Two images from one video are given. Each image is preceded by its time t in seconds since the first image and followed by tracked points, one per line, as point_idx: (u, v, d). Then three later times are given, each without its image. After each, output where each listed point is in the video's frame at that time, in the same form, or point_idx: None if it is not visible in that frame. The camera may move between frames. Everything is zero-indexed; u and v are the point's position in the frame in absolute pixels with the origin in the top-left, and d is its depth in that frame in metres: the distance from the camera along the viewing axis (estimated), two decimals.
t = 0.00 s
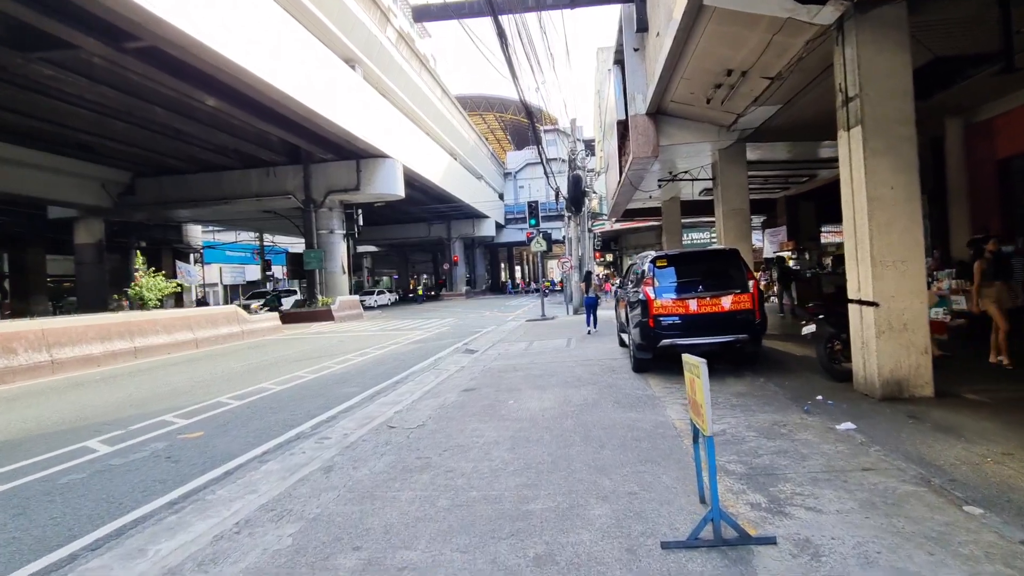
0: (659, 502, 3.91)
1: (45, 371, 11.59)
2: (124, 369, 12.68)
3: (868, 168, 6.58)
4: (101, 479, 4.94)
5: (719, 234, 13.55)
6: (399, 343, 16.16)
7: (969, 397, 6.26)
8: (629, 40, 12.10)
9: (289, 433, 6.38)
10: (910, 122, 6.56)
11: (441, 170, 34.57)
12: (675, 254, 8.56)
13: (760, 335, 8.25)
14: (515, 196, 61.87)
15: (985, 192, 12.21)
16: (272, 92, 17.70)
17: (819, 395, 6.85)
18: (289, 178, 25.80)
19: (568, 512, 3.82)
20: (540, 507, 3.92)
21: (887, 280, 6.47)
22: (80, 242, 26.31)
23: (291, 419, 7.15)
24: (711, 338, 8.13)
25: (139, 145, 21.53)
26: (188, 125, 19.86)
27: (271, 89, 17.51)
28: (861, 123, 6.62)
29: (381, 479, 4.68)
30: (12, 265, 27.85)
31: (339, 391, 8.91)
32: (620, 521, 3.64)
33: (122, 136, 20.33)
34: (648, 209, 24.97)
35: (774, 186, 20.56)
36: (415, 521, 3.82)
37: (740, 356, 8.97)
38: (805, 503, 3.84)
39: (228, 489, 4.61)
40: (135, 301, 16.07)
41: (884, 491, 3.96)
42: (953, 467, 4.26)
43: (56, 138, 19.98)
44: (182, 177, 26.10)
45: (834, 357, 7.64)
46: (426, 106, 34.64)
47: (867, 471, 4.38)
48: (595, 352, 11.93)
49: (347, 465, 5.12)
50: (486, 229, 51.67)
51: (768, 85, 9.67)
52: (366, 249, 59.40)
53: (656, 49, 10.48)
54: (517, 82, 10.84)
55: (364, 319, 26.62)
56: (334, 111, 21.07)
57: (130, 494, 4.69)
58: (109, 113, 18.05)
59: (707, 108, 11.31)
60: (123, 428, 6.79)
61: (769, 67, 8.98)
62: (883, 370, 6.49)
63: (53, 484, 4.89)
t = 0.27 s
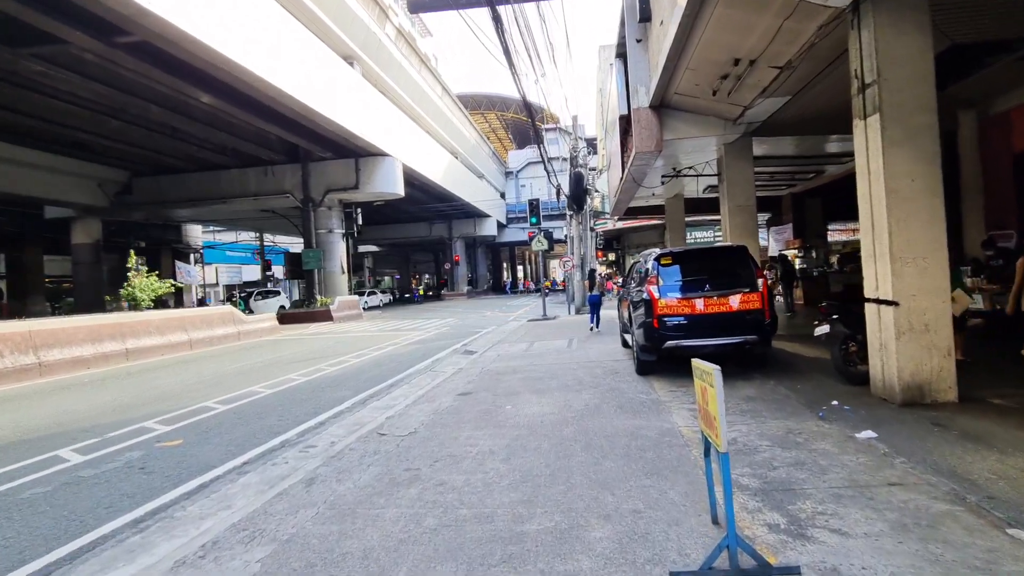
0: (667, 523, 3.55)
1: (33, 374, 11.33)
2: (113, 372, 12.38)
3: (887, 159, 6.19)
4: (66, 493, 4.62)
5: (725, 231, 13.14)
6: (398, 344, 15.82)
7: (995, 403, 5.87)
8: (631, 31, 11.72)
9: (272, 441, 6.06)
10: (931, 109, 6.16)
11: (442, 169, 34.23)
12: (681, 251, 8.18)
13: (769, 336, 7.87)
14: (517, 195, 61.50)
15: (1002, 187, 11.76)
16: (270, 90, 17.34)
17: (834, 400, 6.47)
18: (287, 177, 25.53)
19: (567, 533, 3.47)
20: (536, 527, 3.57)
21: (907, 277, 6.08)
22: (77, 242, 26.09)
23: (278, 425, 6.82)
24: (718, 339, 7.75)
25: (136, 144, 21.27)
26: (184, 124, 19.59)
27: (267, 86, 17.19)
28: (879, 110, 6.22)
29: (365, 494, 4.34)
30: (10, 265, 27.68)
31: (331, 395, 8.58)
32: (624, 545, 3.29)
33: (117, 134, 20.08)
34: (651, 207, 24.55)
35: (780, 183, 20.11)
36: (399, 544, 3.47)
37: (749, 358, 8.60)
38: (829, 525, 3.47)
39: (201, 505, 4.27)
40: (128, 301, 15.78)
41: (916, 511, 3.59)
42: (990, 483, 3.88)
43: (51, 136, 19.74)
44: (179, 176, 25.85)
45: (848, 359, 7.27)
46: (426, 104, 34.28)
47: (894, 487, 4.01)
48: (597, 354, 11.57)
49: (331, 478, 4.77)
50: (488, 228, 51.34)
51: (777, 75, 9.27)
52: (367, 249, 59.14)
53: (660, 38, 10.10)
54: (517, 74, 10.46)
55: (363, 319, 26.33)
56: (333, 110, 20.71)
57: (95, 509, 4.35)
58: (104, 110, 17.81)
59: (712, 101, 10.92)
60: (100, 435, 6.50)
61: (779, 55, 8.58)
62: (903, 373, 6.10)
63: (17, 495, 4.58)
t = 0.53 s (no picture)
0: (682, 555, 3.18)
1: (21, 377, 11.08)
2: (103, 375, 12.09)
3: (910, 154, 5.79)
4: (27, 512, 4.29)
5: (731, 230, 12.75)
6: (397, 346, 15.47)
7: None
8: (636, 23, 11.33)
9: (255, 453, 5.72)
10: (958, 100, 5.76)
11: (443, 168, 33.89)
12: (688, 251, 7.79)
13: (782, 340, 7.47)
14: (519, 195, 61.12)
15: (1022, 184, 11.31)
16: (268, 87, 16.99)
17: (853, 410, 6.08)
18: (286, 175, 25.20)
19: (569, 568, 3.09)
20: (534, 558, 3.21)
21: (932, 279, 5.70)
22: (76, 241, 25.90)
23: (264, 435, 6.46)
24: (728, 344, 7.36)
25: (133, 142, 21.01)
26: (181, 122, 19.30)
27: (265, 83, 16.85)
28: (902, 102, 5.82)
29: (350, 515, 3.98)
30: (9, 265, 27.55)
31: (323, 401, 8.23)
32: None
33: (113, 132, 19.80)
34: (655, 206, 24.13)
35: (787, 182, 19.64)
36: None
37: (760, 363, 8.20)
38: (865, 561, 3.08)
39: (170, 527, 3.92)
40: (121, 302, 15.44)
41: (960, 544, 3.21)
42: None
43: (47, 134, 19.53)
44: (177, 175, 25.63)
45: (865, 365, 6.90)
46: (427, 102, 33.90)
47: (930, 513, 3.62)
48: (600, 357, 11.19)
49: (313, 496, 4.41)
50: (490, 228, 50.97)
51: (790, 67, 8.85)
52: (369, 249, 58.91)
53: (665, 30, 9.72)
54: (518, 68, 10.08)
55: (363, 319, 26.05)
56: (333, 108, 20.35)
57: (56, 530, 4.01)
58: (99, 108, 17.56)
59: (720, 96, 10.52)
60: (75, 447, 6.22)
61: (791, 46, 8.18)
62: (929, 382, 5.70)
63: None
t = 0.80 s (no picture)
0: None
1: (20, 377, 11.00)
2: (105, 375, 11.97)
3: (951, 142, 5.32)
4: None
5: (747, 229, 12.26)
6: (404, 347, 15.16)
7: None
8: (648, 13, 10.92)
9: (247, 461, 5.44)
10: (1005, 83, 5.28)
11: (450, 167, 33.62)
12: (705, 249, 7.39)
13: (806, 344, 7.01)
14: (527, 194, 60.75)
15: None
16: (270, 82, 16.75)
17: (887, 420, 5.61)
18: (292, 174, 25.09)
19: None
20: None
21: (976, 279, 5.23)
22: (85, 240, 26.09)
23: (259, 441, 6.17)
24: (747, 348, 6.93)
25: (140, 140, 21.05)
26: (187, 120, 19.23)
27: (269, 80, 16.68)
28: (942, 85, 5.35)
29: (340, 533, 3.66)
30: (21, 263, 27.91)
31: (324, 405, 7.93)
32: None
33: (120, 131, 19.83)
34: (666, 204, 23.60)
35: (804, 179, 19.01)
36: None
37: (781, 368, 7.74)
38: None
39: (145, 545, 3.64)
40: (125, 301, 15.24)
41: None
42: None
43: (55, 133, 19.60)
44: (185, 174, 25.69)
45: (898, 372, 6.41)
46: (435, 101, 33.66)
47: (991, 542, 3.19)
48: (611, 360, 10.78)
49: (303, 511, 4.10)
50: (498, 228, 50.65)
51: (812, 54, 8.38)
52: (377, 248, 58.96)
53: (679, 19, 9.31)
54: (526, 59, 9.72)
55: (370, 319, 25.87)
56: (337, 105, 20.09)
57: (26, 544, 3.73)
58: (106, 106, 17.58)
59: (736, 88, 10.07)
60: (60, 453, 6.04)
61: (816, 31, 7.71)
62: (972, 391, 5.23)
63: None
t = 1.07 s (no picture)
0: None
1: (31, 375, 11.05)
2: (112, 374, 11.96)
3: (1009, 131, 4.80)
4: None
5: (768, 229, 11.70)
6: (413, 347, 14.91)
7: None
8: (665, 2, 10.45)
9: (244, 471, 5.24)
10: None
11: (460, 166, 33.35)
12: (728, 249, 6.93)
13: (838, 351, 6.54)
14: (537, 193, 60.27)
15: None
16: (277, 78, 16.54)
17: (931, 436, 5.12)
18: (302, 173, 25.07)
19: None
20: None
21: None
22: (102, 238, 26.46)
23: (259, 448, 5.92)
24: (774, 355, 6.47)
25: (153, 139, 21.20)
26: (197, 118, 19.23)
27: (278, 78, 16.55)
28: (1000, 69, 4.82)
29: (333, 559, 3.37)
30: (41, 261, 28.55)
31: (328, 408, 7.68)
32: None
33: (133, 129, 19.95)
34: (681, 202, 22.96)
35: (826, 176, 18.23)
36: None
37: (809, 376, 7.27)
38: None
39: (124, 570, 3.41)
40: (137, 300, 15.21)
41: None
42: None
43: (70, 131, 19.82)
44: (197, 173, 25.85)
45: (942, 382, 5.87)
46: (445, 98, 33.35)
47: None
48: (626, 363, 10.37)
49: (295, 532, 3.82)
50: (508, 227, 50.28)
51: (844, 41, 7.83)
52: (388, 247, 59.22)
53: (699, 7, 8.84)
54: (540, 49, 9.32)
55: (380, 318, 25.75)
56: (346, 102, 19.90)
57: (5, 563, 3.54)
58: (118, 104, 17.69)
59: (759, 79, 9.56)
60: (57, 459, 5.96)
61: (849, 14, 7.18)
62: None
63: None
